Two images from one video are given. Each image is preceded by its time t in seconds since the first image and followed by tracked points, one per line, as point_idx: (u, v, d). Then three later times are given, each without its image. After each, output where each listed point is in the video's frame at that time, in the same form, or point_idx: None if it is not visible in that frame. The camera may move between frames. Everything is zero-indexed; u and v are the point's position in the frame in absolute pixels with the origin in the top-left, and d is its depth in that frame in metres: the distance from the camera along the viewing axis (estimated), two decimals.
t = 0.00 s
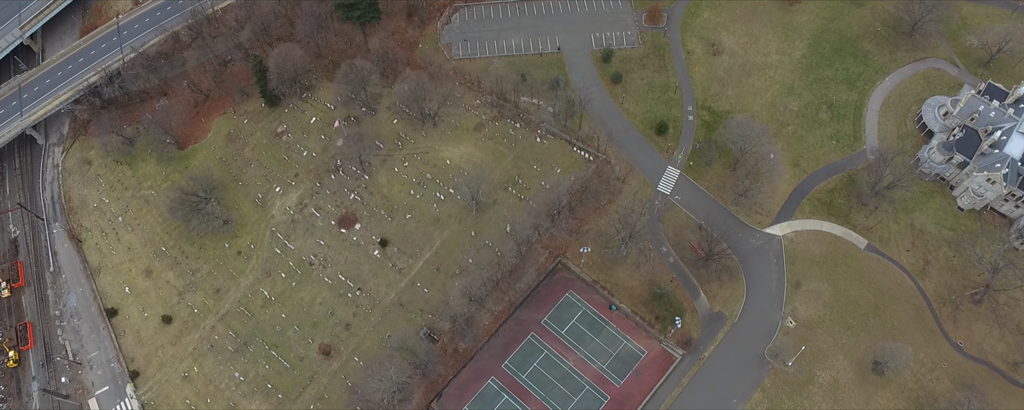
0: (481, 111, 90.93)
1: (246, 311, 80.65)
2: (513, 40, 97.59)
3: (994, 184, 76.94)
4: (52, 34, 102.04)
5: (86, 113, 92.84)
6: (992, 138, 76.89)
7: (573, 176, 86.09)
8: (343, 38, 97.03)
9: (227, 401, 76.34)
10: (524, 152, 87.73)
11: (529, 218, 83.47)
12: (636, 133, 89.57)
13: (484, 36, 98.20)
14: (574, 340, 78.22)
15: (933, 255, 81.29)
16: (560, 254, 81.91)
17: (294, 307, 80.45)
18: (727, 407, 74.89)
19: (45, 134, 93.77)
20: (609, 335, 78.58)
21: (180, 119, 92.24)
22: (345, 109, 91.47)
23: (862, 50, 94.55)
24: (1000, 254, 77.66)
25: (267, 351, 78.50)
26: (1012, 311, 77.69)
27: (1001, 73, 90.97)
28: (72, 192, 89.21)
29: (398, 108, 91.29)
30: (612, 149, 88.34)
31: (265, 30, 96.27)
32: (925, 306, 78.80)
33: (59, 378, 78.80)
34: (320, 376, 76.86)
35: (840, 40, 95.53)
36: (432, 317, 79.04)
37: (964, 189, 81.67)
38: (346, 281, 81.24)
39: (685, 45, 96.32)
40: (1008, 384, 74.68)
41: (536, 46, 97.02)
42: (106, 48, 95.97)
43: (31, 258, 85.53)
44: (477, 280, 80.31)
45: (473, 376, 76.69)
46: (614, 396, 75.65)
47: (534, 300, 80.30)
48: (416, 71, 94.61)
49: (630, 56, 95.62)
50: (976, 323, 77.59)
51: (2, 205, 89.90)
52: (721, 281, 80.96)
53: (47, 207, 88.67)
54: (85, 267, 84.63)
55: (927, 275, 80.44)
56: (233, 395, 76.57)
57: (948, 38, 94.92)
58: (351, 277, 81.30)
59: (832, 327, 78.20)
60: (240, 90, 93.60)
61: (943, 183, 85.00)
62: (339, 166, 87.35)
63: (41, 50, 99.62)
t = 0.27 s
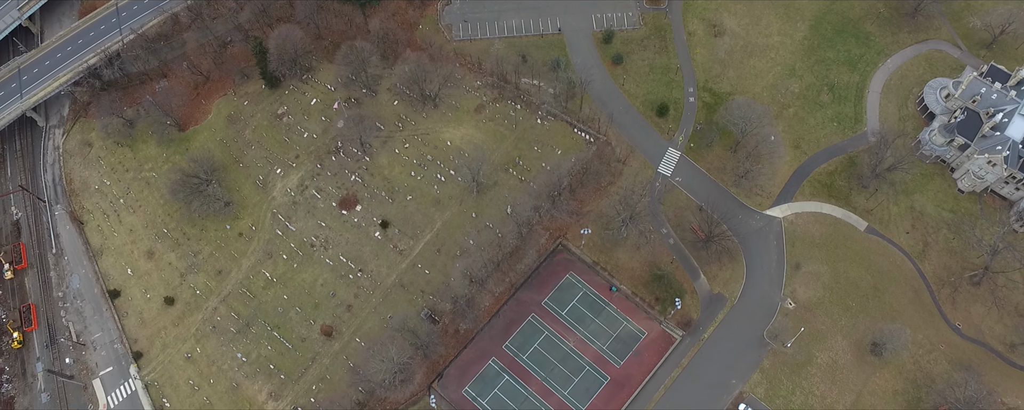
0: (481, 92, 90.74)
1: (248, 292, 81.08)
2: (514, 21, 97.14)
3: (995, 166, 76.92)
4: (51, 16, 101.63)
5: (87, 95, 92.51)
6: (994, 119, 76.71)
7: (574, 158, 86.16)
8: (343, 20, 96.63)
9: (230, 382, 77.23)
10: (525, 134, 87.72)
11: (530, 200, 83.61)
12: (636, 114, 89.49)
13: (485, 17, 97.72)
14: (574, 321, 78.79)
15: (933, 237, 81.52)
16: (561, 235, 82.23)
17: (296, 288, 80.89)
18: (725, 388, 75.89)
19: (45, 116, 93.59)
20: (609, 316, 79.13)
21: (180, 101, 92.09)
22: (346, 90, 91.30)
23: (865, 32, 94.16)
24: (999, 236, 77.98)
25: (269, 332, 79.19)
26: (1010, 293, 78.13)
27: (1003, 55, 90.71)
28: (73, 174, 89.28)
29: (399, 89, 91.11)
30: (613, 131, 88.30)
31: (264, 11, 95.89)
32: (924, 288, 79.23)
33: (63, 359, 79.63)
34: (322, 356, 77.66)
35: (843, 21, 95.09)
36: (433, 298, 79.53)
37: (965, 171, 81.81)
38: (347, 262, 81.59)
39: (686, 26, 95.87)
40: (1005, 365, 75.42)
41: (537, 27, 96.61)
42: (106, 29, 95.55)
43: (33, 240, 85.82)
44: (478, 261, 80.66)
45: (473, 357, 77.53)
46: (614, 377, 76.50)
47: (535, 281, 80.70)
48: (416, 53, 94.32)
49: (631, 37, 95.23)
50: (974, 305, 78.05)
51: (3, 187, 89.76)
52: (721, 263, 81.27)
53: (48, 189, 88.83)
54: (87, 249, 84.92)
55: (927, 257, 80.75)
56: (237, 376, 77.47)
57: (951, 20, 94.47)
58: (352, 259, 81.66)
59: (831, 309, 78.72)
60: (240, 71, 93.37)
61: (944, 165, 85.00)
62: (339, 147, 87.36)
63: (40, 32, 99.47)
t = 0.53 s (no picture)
0: (482, 70, 90.45)
1: (250, 269, 81.50)
2: None
3: (996, 145, 76.94)
4: None
5: (86, 73, 92.55)
6: (995, 98, 76.58)
7: (574, 135, 86.20)
8: None
9: (233, 358, 78.01)
10: (525, 111, 87.62)
11: (530, 177, 83.76)
12: (637, 92, 89.29)
13: None
14: (575, 298, 79.39)
15: (933, 215, 81.71)
16: (561, 213, 82.48)
17: (297, 265, 81.31)
18: (724, 364, 76.73)
19: (45, 95, 93.14)
20: (610, 293, 79.68)
21: (180, 78, 91.91)
22: (346, 68, 91.00)
23: (868, 9, 93.60)
24: (999, 215, 78.24)
25: (271, 309, 79.77)
26: (1009, 271, 78.53)
27: (1006, 33, 90.29)
28: (74, 152, 89.35)
29: (399, 67, 90.82)
30: (614, 108, 88.19)
31: None
32: (923, 266, 79.59)
33: (68, 336, 80.37)
34: (324, 333, 78.36)
35: None
36: (434, 275, 80.03)
37: (965, 150, 81.90)
38: (348, 239, 81.94)
39: (688, 3, 95.20)
40: (1001, 342, 76.17)
41: (538, 4, 96.03)
42: (105, 7, 94.91)
43: (36, 219, 86.11)
44: (479, 239, 81.04)
45: (474, 333, 78.29)
46: (614, 353, 77.31)
47: (535, 258, 81.12)
48: (416, 30, 93.83)
49: (633, 14, 94.66)
50: (973, 283, 78.47)
51: (4, 166, 89.70)
52: (721, 240, 81.52)
53: (50, 167, 88.79)
54: (90, 227, 85.26)
55: (926, 235, 80.99)
56: (239, 352, 78.24)
57: None
58: (353, 236, 81.96)
59: (830, 286, 79.19)
60: (240, 49, 93.03)
61: (945, 143, 84.94)
62: (340, 125, 87.33)
63: (37, 9, 98.69)
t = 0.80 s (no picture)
0: (483, 43, 89.91)
1: (252, 243, 81.84)
2: None
3: (999, 119, 76.63)
4: None
5: (85, 47, 92.07)
6: (999, 73, 76.01)
7: (575, 109, 86.06)
8: None
9: (236, 331, 78.95)
10: (526, 85, 87.35)
11: (531, 151, 83.76)
12: (639, 65, 88.88)
13: None
14: (575, 271, 79.93)
15: (933, 190, 81.78)
16: (562, 186, 82.61)
17: (299, 239, 81.64)
18: (724, 337, 77.50)
19: (44, 69, 92.27)
20: (610, 266, 80.14)
21: (180, 52, 91.48)
22: (346, 41, 90.48)
23: None
24: (1000, 190, 78.36)
25: (273, 282, 80.28)
26: (1008, 246, 78.82)
27: (1012, 7, 89.56)
28: (74, 126, 89.23)
29: (400, 40, 90.30)
30: (615, 82, 87.89)
31: None
32: (923, 240, 79.85)
33: (72, 310, 81.00)
34: (326, 306, 79.08)
35: None
36: (435, 248, 80.45)
37: (968, 124, 81.54)
38: (349, 213, 82.18)
39: None
40: (998, 316, 76.95)
41: None
42: None
43: (37, 193, 86.08)
44: (480, 212, 81.33)
45: (475, 306, 78.93)
46: (614, 326, 78.06)
47: (536, 232, 81.46)
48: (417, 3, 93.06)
49: None
50: (971, 257, 78.86)
51: (4, 140, 89.42)
52: (721, 214, 81.64)
53: (51, 141, 88.72)
54: (92, 201, 85.39)
55: (927, 210, 81.14)
56: (242, 325, 79.10)
57: None
58: (354, 210, 82.18)
59: (830, 260, 79.54)
60: (239, 22, 92.46)
61: (947, 118, 84.58)
62: (340, 98, 87.15)
63: None
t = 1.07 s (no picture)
0: (484, 12, 89.14)
1: (253, 213, 82.07)
2: None
3: (1002, 90, 76.45)
4: None
5: (82, 17, 91.33)
6: (1002, 43, 75.16)
7: (576, 79, 85.72)
8: None
9: (239, 300, 79.56)
10: (527, 54, 86.83)
11: (532, 120, 83.61)
12: (640, 35, 88.27)
13: None
14: (576, 241, 80.33)
15: (934, 161, 81.76)
16: (563, 156, 82.61)
17: (300, 209, 81.83)
18: (723, 305, 78.08)
19: (41, 39, 91.68)
20: (610, 236, 80.52)
21: (179, 22, 90.73)
22: (346, 10, 89.71)
23: None
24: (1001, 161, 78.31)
25: (275, 252, 80.67)
26: (1008, 217, 79.00)
27: None
28: (74, 97, 88.92)
29: (400, 9, 89.56)
30: (616, 51, 87.36)
31: None
32: (923, 210, 80.00)
33: (75, 279, 81.62)
34: (328, 275, 79.59)
35: None
36: (436, 218, 80.71)
37: (970, 95, 81.38)
38: (350, 183, 82.26)
39: None
40: (996, 286, 77.44)
41: None
42: None
43: (38, 163, 86.15)
44: (481, 182, 81.47)
45: (476, 275, 79.42)
46: (614, 295, 78.61)
47: (537, 201, 81.69)
48: None
49: None
50: (971, 228, 79.10)
51: (4, 111, 89.29)
52: (722, 184, 81.69)
53: (50, 112, 88.53)
54: (93, 171, 85.44)
55: (927, 180, 81.17)
56: (245, 295, 79.72)
57: None
58: (355, 179, 82.24)
59: (829, 230, 79.77)
60: None
61: (950, 89, 84.23)
62: (340, 68, 86.74)
63: None
